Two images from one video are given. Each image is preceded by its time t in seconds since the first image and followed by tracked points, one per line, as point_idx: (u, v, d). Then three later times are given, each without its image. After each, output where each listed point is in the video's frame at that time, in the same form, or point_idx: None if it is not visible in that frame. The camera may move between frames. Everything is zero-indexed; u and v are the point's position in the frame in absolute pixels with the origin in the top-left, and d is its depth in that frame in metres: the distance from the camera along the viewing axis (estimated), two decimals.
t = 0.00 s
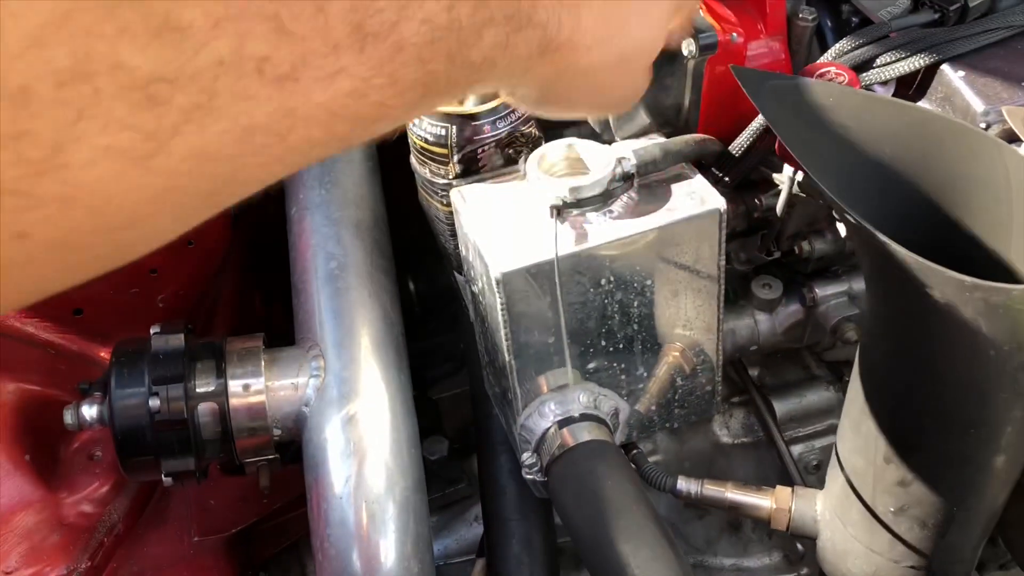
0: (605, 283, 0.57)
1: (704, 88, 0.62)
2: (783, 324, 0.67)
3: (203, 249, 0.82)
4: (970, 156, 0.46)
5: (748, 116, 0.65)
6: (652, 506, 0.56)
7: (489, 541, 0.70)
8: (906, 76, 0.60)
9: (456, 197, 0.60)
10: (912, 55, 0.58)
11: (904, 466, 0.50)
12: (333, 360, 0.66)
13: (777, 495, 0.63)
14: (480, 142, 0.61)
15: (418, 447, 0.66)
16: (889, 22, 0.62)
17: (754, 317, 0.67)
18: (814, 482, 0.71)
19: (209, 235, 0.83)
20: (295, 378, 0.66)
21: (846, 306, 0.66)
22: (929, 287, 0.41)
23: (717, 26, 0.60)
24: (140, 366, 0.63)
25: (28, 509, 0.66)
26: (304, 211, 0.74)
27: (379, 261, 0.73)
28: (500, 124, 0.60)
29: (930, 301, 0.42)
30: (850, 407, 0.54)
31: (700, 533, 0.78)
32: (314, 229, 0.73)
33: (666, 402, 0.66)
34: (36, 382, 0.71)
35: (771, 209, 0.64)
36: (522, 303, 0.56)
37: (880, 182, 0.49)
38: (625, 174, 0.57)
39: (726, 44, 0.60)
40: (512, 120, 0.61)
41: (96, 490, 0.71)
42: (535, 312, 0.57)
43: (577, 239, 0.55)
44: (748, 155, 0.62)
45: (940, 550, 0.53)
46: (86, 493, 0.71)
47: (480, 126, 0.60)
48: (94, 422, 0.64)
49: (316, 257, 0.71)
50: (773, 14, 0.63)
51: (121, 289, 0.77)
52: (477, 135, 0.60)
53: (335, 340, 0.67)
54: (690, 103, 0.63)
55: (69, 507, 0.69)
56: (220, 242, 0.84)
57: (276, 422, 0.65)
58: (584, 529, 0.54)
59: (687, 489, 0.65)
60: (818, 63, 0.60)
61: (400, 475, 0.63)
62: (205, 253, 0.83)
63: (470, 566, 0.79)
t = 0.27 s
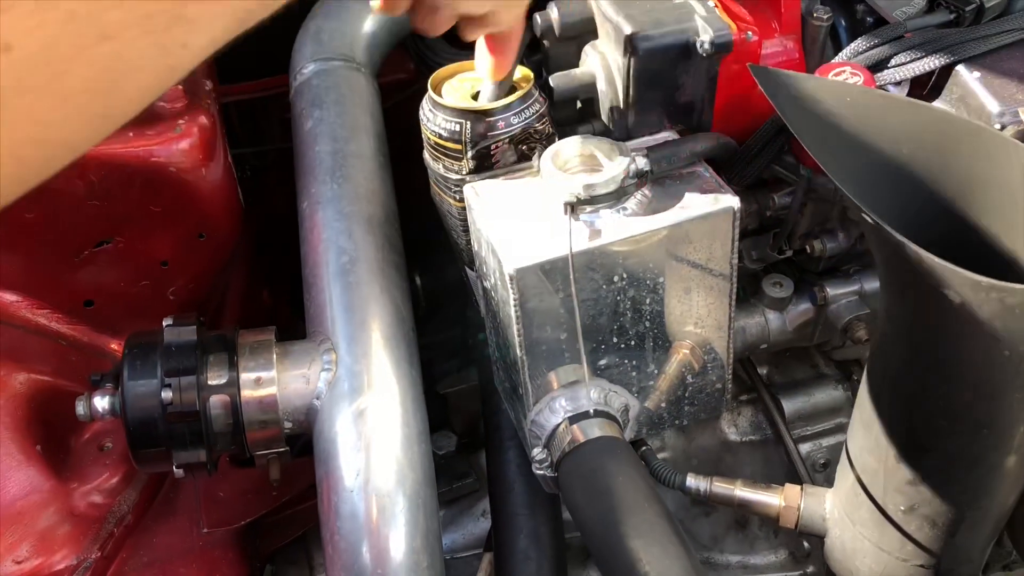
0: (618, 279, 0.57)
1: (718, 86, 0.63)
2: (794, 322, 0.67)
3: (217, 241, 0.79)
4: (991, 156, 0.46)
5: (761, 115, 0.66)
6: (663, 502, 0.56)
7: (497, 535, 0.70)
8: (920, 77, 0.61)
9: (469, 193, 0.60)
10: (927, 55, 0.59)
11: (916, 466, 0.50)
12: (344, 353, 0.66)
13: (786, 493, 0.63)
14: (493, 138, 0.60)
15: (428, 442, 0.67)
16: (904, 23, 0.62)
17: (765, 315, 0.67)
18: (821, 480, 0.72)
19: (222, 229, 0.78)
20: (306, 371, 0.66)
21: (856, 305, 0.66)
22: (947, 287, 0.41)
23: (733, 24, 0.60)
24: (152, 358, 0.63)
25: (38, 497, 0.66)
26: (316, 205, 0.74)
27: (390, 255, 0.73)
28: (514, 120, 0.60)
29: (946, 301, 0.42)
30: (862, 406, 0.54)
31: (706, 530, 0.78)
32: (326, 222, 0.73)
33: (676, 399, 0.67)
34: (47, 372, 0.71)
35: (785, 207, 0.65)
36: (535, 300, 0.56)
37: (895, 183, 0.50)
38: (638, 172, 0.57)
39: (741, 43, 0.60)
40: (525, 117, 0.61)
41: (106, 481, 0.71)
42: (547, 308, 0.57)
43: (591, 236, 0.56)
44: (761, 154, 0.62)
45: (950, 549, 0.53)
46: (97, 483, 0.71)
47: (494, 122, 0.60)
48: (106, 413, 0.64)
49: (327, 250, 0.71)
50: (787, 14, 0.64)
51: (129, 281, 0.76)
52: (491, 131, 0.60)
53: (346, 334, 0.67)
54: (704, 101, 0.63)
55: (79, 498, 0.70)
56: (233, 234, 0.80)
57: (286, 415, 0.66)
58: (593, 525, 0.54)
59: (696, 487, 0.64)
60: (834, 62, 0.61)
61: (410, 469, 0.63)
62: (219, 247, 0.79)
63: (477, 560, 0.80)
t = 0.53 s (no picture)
0: (633, 279, 0.57)
1: (735, 85, 0.62)
2: (808, 324, 0.67)
3: (230, 237, 0.78)
4: (1009, 160, 0.45)
5: (777, 115, 0.66)
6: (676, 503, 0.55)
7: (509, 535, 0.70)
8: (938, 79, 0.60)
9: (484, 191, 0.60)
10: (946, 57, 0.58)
11: (932, 469, 0.50)
12: (357, 351, 0.66)
13: (800, 495, 0.63)
14: (508, 137, 0.60)
15: (441, 440, 0.66)
16: (923, 24, 0.62)
17: (780, 316, 0.67)
18: (833, 483, 0.72)
19: (236, 225, 0.78)
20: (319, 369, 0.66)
21: (872, 307, 0.65)
22: (967, 288, 0.41)
23: (751, 23, 0.59)
24: (167, 354, 0.63)
25: (52, 491, 0.67)
26: (329, 202, 0.74)
27: (403, 253, 0.73)
28: (530, 119, 0.60)
29: (965, 304, 0.42)
30: (879, 409, 0.54)
31: (717, 531, 0.78)
32: (339, 219, 0.73)
33: (689, 400, 0.66)
34: (60, 367, 0.72)
35: (800, 209, 0.64)
36: (550, 298, 0.56)
37: (913, 185, 0.49)
38: (654, 171, 0.57)
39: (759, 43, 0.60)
40: (541, 115, 0.61)
41: (118, 476, 0.72)
42: (561, 308, 0.57)
43: (606, 235, 0.55)
44: (777, 155, 0.62)
45: (966, 554, 0.53)
46: (110, 478, 0.71)
47: (509, 120, 0.60)
48: (119, 408, 0.64)
49: (341, 248, 0.71)
50: (804, 13, 0.64)
51: (143, 276, 0.76)
52: (506, 130, 0.60)
53: (359, 331, 0.67)
54: (721, 101, 0.62)
55: (92, 493, 0.70)
56: (246, 229, 0.79)
57: (300, 412, 0.66)
58: (606, 524, 0.54)
59: (709, 488, 0.64)
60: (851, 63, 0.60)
61: (422, 467, 0.63)
62: (234, 242, 0.79)
63: (487, 559, 0.80)
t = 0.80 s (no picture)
0: (664, 282, 0.58)
1: (764, 92, 0.63)
2: (833, 328, 0.68)
3: (263, 238, 0.79)
4: None
5: (807, 122, 0.66)
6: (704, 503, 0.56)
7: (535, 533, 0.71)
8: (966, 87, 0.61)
9: (516, 195, 0.61)
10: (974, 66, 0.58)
11: (960, 472, 0.51)
12: (388, 351, 0.67)
13: (825, 498, 0.63)
14: (540, 142, 0.61)
15: (469, 439, 0.67)
16: (952, 33, 0.63)
17: (805, 321, 0.68)
18: (855, 487, 0.73)
19: (269, 225, 0.78)
20: (351, 368, 0.67)
21: (896, 313, 0.66)
22: (999, 294, 0.41)
23: (782, 32, 0.60)
24: (202, 351, 0.65)
25: (86, 485, 0.69)
26: (360, 204, 0.75)
27: (433, 254, 0.74)
28: (562, 124, 0.61)
29: (997, 309, 0.42)
30: (907, 413, 0.55)
31: (739, 533, 0.78)
32: (370, 221, 0.74)
33: (715, 403, 0.67)
34: (93, 364, 0.74)
35: (828, 214, 0.65)
36: (581, 300, 0.57)
37: (943, 191, 0.50)
38: (685, 176, 0.58)
39: (789, 51, 0.61)
40: (573, 120, 0.62)
41: (150, 471, 0.73)
42: (591, 310, 0.58)
43: (637, 239, 0.56)
44: (805, 161, 0.63)
45: (993, 558, 0.53)
46: (142, 473, 0.73)
47: (541, 125, 0.61)
48: (154, 405, 0.65)
49: (372, 249, 0.72)
50: (834, 21, 0.65)
51: (175, 275, 0.77)
52: (537, 135, 0.61)
53: (389, 331, 0.68)
54: (750, 107, 0.63)
55: (125, 488, 0.72)
56: (278, 231, 0.80)
57: (331, 410, 0.67)
58: (635, 523, 0.55)
59: (734, 489, 0.65)
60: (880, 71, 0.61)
61: (452, 465, 0.64)
62: (266, 243, 0.79)
63: (510, 557, 0.81)
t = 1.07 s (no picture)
0: (669, 285, 0.59)
1: (771, 97, 0.64)
2: (837, 332, 0.68)
3: (272, 239, 0.79)
4: None
5: (811, 128, 0.67)
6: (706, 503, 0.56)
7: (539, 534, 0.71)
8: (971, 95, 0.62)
9: (523, 198, 0.62)
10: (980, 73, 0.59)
11: (961, 475, 0.51)
12: (395, 350, 0.68)
13: (827, 500, 0.64)
14: (548, 145, 0.62)
15: (475, 439, 0.68)
16: (957, 41, 0.63)
17: (810, 325, 0.69)
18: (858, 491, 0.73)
19: (279, 226, 0.79)
20: (359, 367, 0.68)
21: (901, 317, 0.66)
22: (999, 297, 0.42)
23: (789, 38, 0.61)
24: (212, 349, 0.65)
25: (95, 481, 0.70)
26: (369, 205, 0.76)
27: (440, 255, 0.75)
28: (570, 127, 0.62)
29: (997, 312, 0.43)
30: (909, 417, 0.55)
31: (742, 536, 0.79)
32: (379, 223, 0.75)
33: (719, 405, 0.68)
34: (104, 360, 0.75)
35: (832, 219, 0.65)
36: (587, 302, 0.58)
37: (945, 195, 0.50)
38: (691, 181, 0.59)
39: (796, 57, 0.62)
40: (581, 124, 0.62)
41: (159, 469, 0.74)
42: (597, 311, 0.58)
43: (643, 242, 0.57)
44: (811, 166, 0.64)
45: (994, 562, 0.53)
46: (151, 470, 0.74)
47: (549, 129, 0.62)
48: (164, 402, 0.66)
49: (380, 250, 0.73)
50: (840, 29, 0.66)
51: (186, 275, 0.78)
52: (545, 138, 0.62)
53: (397, 331, 0.69)
54: (756, 113, 0.64)
55: (134, 484, 0.73)
56: (287, 232, 0.80)
57: (339, 409, 0.67)
58: (638, 524, 0.56)
59: (737, 491, 0.65)
60: (885, 77, 0.62)
61: (457, 465, 0.65)
62: (275, 244, 0.80)
63: (514, 558, 0.81)
